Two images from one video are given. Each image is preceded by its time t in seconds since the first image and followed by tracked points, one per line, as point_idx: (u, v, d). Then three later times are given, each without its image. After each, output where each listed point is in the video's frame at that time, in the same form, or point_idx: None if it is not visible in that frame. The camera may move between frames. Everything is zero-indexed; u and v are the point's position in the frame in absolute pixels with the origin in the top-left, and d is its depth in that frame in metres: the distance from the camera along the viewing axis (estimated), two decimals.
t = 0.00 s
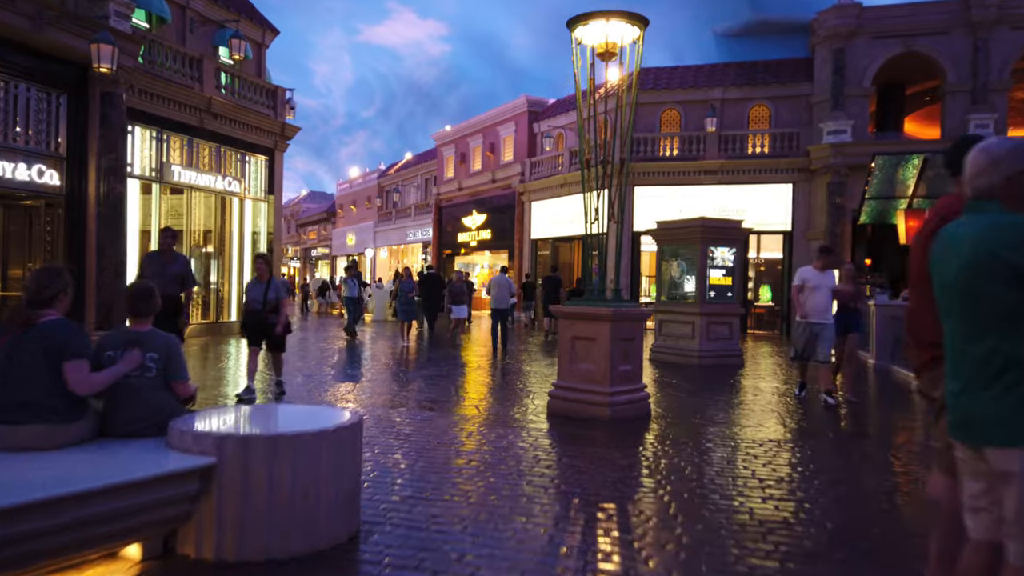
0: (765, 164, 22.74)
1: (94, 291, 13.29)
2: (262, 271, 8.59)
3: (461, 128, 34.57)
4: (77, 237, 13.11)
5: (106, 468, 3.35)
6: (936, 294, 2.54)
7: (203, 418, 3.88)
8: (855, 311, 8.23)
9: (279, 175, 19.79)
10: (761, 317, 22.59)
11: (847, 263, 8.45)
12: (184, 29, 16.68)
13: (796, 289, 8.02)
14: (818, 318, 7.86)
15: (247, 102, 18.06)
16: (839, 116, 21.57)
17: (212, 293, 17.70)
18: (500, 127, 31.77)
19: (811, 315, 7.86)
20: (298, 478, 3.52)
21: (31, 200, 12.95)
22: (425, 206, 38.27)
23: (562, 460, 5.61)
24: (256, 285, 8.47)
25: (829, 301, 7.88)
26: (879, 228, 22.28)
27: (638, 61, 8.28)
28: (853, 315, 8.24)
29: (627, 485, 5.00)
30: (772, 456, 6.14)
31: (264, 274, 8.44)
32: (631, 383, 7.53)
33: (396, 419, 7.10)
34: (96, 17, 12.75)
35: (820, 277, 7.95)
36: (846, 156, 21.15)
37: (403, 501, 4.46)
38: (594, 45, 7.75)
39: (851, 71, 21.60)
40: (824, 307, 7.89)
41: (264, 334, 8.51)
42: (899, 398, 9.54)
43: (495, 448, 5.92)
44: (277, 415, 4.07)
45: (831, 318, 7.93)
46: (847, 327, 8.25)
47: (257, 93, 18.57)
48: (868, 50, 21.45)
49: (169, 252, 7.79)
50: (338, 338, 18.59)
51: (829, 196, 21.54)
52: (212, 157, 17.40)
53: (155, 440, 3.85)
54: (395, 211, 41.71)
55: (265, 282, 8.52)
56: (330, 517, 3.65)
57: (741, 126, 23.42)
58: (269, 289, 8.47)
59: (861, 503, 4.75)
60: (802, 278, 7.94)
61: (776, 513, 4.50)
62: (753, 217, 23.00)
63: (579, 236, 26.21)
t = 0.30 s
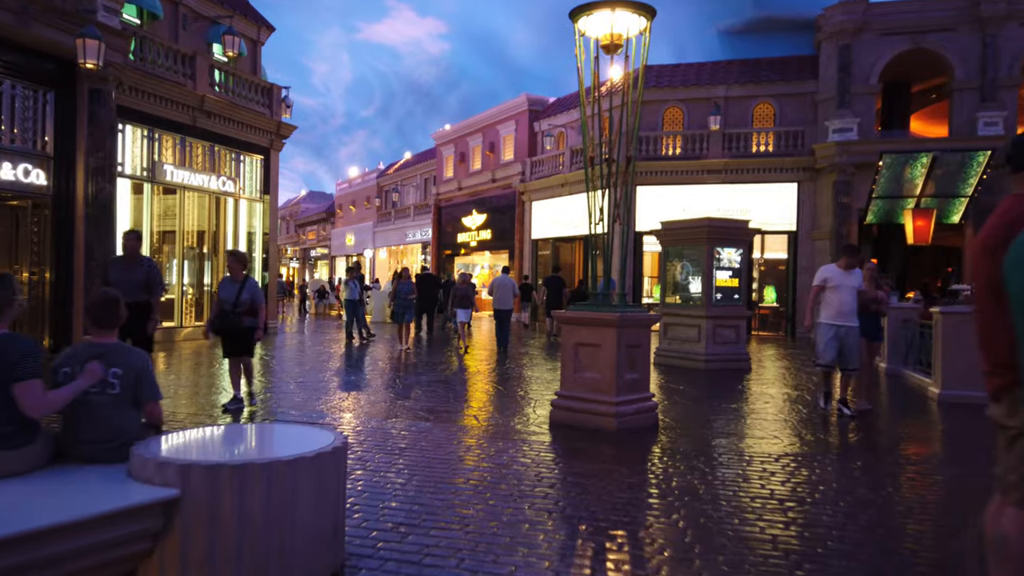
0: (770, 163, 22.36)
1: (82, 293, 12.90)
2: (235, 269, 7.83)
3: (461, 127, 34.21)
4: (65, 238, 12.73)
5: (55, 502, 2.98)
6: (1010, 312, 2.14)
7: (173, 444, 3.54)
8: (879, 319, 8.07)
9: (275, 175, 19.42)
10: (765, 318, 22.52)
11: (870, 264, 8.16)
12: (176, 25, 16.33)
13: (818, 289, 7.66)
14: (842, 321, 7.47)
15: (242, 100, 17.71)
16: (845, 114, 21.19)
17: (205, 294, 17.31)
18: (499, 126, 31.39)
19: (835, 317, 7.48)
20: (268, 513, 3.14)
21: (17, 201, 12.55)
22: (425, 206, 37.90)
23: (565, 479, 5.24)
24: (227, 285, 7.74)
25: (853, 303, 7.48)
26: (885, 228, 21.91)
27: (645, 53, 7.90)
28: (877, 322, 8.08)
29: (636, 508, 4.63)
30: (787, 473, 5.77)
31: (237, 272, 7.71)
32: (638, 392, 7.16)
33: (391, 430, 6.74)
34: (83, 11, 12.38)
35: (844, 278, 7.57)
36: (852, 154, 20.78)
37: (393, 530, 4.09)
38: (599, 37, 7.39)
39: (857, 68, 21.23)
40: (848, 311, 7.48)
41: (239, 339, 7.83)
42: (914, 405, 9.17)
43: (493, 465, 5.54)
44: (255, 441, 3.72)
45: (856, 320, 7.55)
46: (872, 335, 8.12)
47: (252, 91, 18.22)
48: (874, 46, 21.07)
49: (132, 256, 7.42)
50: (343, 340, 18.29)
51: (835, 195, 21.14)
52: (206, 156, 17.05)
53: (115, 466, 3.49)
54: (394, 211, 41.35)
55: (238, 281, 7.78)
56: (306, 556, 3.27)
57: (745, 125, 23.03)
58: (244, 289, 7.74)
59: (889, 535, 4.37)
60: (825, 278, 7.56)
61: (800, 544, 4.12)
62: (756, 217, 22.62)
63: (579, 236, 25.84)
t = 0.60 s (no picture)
0: (776, 161, 21.96)
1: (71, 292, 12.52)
2: (212, 269, 7.29)
3: (461, 125, 33.82)
4: (54, 235, 12.35)
5: None
6: None
7: (142, 456, 3.16)
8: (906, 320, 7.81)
9: (272, 172, 19.04)
10: (772, 319, 22.16)
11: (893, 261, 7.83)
12: (170, 18, 15.95)
13: (839, 292, 7.32)
14: (869, 327, 7.07)
15: (237, 96, 17.34)
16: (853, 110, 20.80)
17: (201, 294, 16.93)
18: (501, 124, 30.99)
19: (860, 323, 7.09)
20: (244, 539, 2.74)
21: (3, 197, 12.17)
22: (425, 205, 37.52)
23: (575, 491, 4.86)
24: (201, 286, 7.21)
25: (878, 305, 7.08)
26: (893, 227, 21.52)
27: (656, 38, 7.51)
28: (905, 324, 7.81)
29: (652, 524, 4.25)
30: (813, 485, 5.38)
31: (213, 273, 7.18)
32: (649, 396, 6.78)
33: (388, 437, 6.35)
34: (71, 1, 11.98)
35: (865, 279, 7.20)
36: (860, 151, 20.40)
37: (387, 550, 3.71)
38: (608, 20, 7.00)
39: (865, 63, 20.83)
40: (872, 315, 7.08)
41: (212, 345, 7.18)
42: (935, 409, 8.78)
43: (497, 475, 5.16)
44: (235, 452, 3.34)
45: (883, 324, 7.15)
46: (900, 336, 7.93)
47: (248, 86, 17.84)
48: (882, 42, 20.68)
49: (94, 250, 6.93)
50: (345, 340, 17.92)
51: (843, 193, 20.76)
52: (200, 153, 16.69)
53: (71, 482, 3.09)
54: (394, 211, 40.98)
55: (214, 282, 7.26)
56: None
57: (750, 121, 22.64)
58: (219, 291, 7.19)
59: (931, 554, 3.99)
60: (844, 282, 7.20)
61: (835, 566, 3.74)
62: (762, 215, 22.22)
63: (582, 235, 25.45)
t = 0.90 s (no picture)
0: (782, 160, 21.62)
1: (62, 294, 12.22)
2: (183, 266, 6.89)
3: (462, 125, 33.49)
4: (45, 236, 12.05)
5: None
6: None
7: (103, 481, 2.81)
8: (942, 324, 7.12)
9: (268, 172, 18.72)
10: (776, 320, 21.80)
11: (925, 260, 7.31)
12: (164, 14, 15.64)
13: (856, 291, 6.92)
14: (890, 328, 6.70)
15: (234, 93, 17.02)
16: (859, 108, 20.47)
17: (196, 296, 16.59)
18: (501, 123, 30.66)
19: (878, 324, 6.73)
20: None
21: None
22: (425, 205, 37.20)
23: (584, 508, 4.53)
24: (172, 284, 6.81)
25: (896, 302, 6.66)
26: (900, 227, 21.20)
27: (664, 28, 7.17)
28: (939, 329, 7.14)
29: (669, 546, 3.93)
30: (836, 501, 5.04)
31: (184, 269, 6.79)
32: (658, 402, 6.45)
33: (384, 446, 6.02)
34: None
35: (882, 275, 6.77)
36: (867, 150, 20.08)
37: None
38: (615, 9, 6.66)
39: (872, 60, 20.49)
40: (890, 313, 6.67)
41: (185, 348, 6.79)
42: (953, 415, 8.44)
43: (500, 491, 4.83)
44: (208, 476, 2.99)
45: (904, 322, 6.73)
46: (931, 344, 7.11)
47: (244, 84, 17.51)
48: (889, 39, 20.35)
49: (47, 245, 6.20)
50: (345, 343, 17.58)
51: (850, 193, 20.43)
52: (196, 152, 16.37)
53: (21, 510, 2.74)
54: (394, 211, 40.67)
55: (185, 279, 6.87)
56: None
57: (755, 120, 22.31)
58: (190, 290, 6.80)
59: None
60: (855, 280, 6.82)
61: None
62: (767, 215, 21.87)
63: (583, 236, 25.12)
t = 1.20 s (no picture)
0: (788, 157, 21.20)
1: (48, 295, 11.82)
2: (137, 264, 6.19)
3: (462, 123, 33.09)
4: (29, 234, 11.68)
5: None
6: None
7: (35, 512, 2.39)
8: (983, 325, 6.60)
9: (264, 169, 18.32)
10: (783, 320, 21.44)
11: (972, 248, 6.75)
12: (156, 6, 15.24)
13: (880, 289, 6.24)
14: (912, 336, 6.00)
15: (228, 89, 16.63)
16: (868, 104, 20.07)
17: (189, 296, 16.18)
18: (502, 121, 30.25)
19: (900, 331, 6.05)
20: None
21: None
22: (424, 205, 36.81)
23: (594, 528, 4.12)
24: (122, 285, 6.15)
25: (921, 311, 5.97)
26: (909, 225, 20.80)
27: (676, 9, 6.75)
28: (981, 330, 6.60)
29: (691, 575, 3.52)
30: (867, 518, 4.64)
31: (138, 269, 6.08)
32: (670, 408, 6.05)
33: (378, 456, 5.62)
34: None
35: (910, 273, 6.08)
36: (875, 147, 19.68)
37: None
38: None
39: (881, 55, 20.09)
40: (916, 322, 5.99)
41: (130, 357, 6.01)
42: (977, 419, 8.04)
43: (502, 508, 4.43)
44: (161, 499, 2.57)
45: (932, 332, 5.99)
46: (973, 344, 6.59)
47: (239, 79, 17.13)
48: (898, 33, 19.96)
49: None
50: (344, 344, 17.17)
51: (858, 190, 20.01)
52: (189, 148, 15.97)
53: None
54: (394, 211, 40.30)
55: (138, 279, 6.19)
56: None
57: (760, 117, 21.90)
58: (144, 291, 6.09)
59: None
60: (881, 279, 6.12)
61: None
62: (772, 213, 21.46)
63: (585, 235, 24.71)
